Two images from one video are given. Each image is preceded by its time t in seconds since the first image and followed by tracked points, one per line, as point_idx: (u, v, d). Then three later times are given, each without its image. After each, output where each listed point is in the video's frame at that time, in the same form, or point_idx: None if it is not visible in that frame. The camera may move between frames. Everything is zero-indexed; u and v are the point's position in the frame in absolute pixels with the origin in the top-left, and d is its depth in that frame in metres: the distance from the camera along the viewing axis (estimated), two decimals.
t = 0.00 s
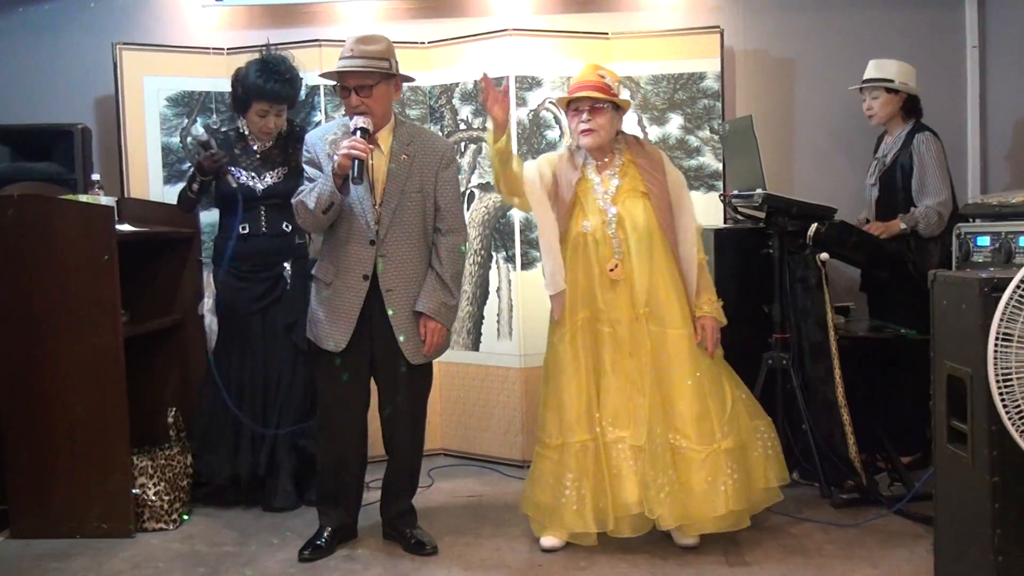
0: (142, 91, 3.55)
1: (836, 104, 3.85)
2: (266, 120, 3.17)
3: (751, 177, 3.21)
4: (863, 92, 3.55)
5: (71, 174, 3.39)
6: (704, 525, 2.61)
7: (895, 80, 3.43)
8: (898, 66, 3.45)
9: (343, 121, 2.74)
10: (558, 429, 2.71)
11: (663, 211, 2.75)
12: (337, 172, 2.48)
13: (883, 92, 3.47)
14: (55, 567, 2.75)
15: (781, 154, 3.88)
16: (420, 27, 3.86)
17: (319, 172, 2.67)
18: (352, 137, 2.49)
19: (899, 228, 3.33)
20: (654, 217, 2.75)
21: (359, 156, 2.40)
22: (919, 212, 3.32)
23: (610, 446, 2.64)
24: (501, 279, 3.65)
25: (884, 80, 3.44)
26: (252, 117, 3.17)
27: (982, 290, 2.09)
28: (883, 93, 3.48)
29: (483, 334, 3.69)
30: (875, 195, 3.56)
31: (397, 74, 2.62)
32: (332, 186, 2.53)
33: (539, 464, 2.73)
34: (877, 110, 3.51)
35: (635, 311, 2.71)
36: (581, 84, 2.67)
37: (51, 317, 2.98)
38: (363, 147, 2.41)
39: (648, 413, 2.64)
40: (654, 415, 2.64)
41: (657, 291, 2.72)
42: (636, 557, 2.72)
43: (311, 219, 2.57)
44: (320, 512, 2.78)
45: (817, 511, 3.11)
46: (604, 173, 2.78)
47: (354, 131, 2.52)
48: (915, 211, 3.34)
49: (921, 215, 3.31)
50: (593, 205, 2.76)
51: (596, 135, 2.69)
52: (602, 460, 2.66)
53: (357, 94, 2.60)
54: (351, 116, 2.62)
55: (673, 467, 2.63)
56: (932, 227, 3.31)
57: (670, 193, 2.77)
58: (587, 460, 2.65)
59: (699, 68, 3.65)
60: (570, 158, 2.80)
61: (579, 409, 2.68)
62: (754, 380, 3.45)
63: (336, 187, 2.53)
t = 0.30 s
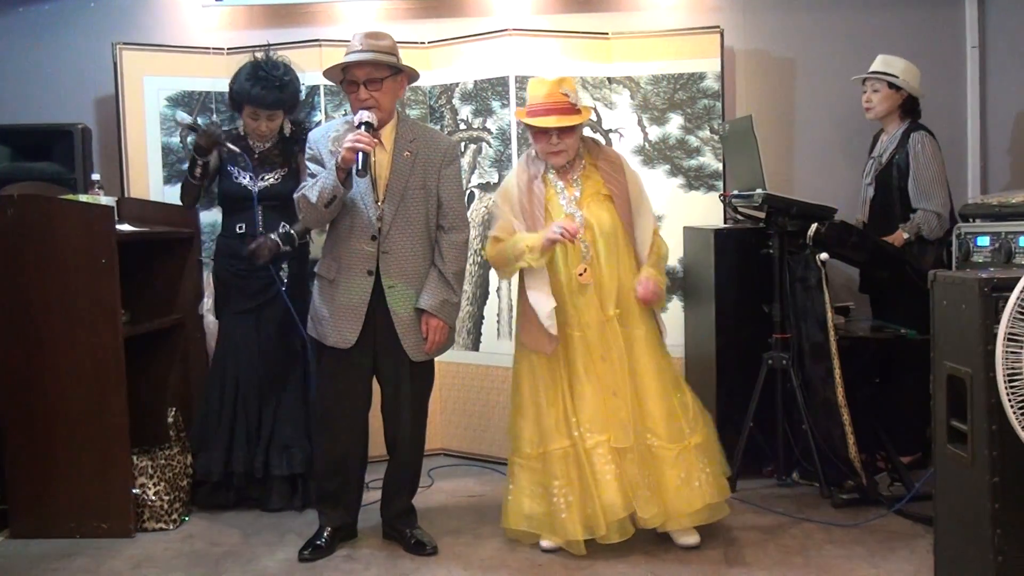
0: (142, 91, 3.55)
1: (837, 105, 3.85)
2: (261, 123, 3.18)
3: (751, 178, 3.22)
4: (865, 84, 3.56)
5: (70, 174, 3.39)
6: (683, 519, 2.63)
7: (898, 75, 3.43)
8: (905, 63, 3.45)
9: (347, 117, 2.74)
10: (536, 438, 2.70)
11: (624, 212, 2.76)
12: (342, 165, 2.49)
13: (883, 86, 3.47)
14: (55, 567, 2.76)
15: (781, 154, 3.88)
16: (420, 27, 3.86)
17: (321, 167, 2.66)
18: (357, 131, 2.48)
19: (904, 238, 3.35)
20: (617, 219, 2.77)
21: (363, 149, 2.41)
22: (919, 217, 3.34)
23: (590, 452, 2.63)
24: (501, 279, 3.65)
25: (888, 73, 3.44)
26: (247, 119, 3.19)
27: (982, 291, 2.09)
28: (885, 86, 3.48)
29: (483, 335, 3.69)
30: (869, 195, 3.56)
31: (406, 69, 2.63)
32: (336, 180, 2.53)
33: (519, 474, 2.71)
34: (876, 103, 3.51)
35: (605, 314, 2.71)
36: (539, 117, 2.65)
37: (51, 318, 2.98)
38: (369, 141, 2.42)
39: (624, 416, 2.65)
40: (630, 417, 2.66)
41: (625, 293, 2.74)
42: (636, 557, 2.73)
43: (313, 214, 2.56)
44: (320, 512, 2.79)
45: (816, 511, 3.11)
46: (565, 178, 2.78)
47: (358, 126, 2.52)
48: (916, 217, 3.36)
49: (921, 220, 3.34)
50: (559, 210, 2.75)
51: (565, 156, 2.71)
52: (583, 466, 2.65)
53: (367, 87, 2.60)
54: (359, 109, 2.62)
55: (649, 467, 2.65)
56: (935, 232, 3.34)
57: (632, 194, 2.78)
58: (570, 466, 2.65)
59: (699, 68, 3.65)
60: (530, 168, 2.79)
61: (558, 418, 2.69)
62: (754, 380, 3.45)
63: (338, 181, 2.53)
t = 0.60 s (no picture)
0: (143, 91, 3.56)
1: (837, 105, 3.85)
2: (241, 122, 3.17)
3: (751, 178, 3.22)
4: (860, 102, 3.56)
5: (70, 174, 3.39)
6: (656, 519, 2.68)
7: (889, 86, 3.45)
8: (893, 71, 3.46)
9: (349, 121, 2.74)
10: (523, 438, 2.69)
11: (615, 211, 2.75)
12: (349, 171, 2.49)
13: (880, 98, 3.48)
14: (55, 567, 2.76)
15: (782, 155, 3.88)
16: (421, 27, 3.86)
17: (326, 172, 2.65)
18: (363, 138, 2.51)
19: (907, 244, 3.35)
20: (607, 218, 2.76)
21: (373, 156, 2.45)
22: (921, 223, 3.33)
23: (576, 452, 2.62)
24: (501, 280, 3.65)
25: (879, 87, 3.46)
26: (230, 119, 3.17)
27: (982, 291, 2.09)
28: (880, 100, 3.49)
29: (483, 335, 3.70)
30: (876, 201, 3.56)
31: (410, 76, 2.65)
32: (344, 186, 2.53)
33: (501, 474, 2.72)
34: (876, 117, 3.51)
35: (597, 313, 2.70)
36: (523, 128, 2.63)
37: (51, 317, 2.98)
38: (377, 147, 2.45)
39: (610, 417, 2.66)
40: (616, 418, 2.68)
41: (617, 293, 2.74)
42: (636, 557, 2.73)
43: (320, 220, 2.55)
44: (320, 512, 2.79)
45: (816, 511, 3.11)
46: (553, 178, 2.76)
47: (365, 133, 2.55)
48: (917, 223, 3.35)
49: (923, 225, 3.32)
50: (550, 210, 2.71)
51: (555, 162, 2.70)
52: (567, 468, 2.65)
53: (376, 97, 2.60)
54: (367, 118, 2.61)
55: (629, 468, 2.68)
56: (937, 235, 3.32)
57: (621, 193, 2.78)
58: (557, 468, 2.64)
59: (699, 68, 3.65)
60: (516, 169, 2.75)
61: (546, 417, 2.67)
62: (754, 381, 3.45)
63: (347, 187, 2.54)
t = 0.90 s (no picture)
0: (143, 91, 3.55)
1: (838, 105, 3.85)
2: (233, 121, 3.16)
3: (751, 178, 3.22)
4: (863, 92, 3.56)
5: (71, 174, 3.39)
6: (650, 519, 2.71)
7: (894, 80, 3.44)
8: (898, 66, 3.45)
9: (348, 119, 2.74)
10: (519, 437, 2.69)
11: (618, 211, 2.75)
12: (355, 168, 2.48)
13: (881, 91, 3.48)
14: (55, 567, 2.76)
15: (782, 155, 3.88)
16: (421, 27, 3.86)
17: (326, 170, 2.65)
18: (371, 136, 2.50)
19: (906, 242, 3.35)
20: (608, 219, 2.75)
21: (381, 154, 2.42)
22: (920, 220, 3.33)
23: (574, 453, 2.63)
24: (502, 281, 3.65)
25: (883, 79, 3.45)
26: (220, 119, 3.16)
27: (982, 291, 2.09)
28: (882, 92, 3.49)
29: (484, 335, 3.70)
30: (874, 197, 3.57)
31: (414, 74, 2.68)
32: (349, 182, 2.52)
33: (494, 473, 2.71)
34: (876, 109, 3.51)
35: (596, 315, 2.71)
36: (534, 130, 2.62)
37: (52, 317, 2.98)
38: (385, 146, 2.42)
39: (613, 419, 2.67)
40: (619, 420, 2.67)
41: (615, 294, 2.74)
42: (635, 556, 2.73)
43: (323, 218, 2.55)
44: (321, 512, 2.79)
45: (816, 511, 3.11)
46: (556, 178, 2.75)
47: (373, 130, 2.54)
48: (916, 220, 3.35)
49: (923, 222, 3.33)
50: (551, 210, 2.69)
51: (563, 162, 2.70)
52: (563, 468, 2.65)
53: (386, 91, 2.60)
54: (375, 113, 2.61)
55: (630, 468, 2.69)
56: (937, 233, 3.33)
57: (625, 194, 2.77)
58: (552, 468, 2.64)
59: (699, 69, 3.65)
60: (517, 169, 2.74)
61: (544, 417, 2.67)
62: (754, 381, 3.45)
63: (351, 184, 2.52)
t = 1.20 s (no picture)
0: (143, 90, 3.56)
1: (838, 105, 3.85)
2: (236, 120, 3.15)
3: (751, 178, 3.22)
4: (867, 82, 3.56)
5: (70, 174, 3.39)
6: (648, 524, 2.70)
7: (902, 75, 3.44)
8: (910, 65, 3.46)
9: (349, 118, 2.74)
10: (514, 439, 2.70)
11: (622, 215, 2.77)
12: (365, 165, 2.48)
13: (887, 83, 3.48)
14: (54, 567, 2.76)
15: (782, 155, 3.88)
16: (421, 27, 3.86)
17: (329, 169, 2.65)
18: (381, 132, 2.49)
19: (906, 241, 3.34)
20: (610, 223, 2.77)
21: (391, 150, 2.42)
22: (919, 219, 3.33)
23: (571, 458, 2.63)
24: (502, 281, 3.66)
25: (891, 72, 3.45)
26: (224, 117, 3.12)
27: (982, 291, 2.09)
28: (886, 84, 3.48)
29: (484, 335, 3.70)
30: (870, 195, 3.56)
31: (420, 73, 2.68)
32: (357, 178, 2.51)
33: (489, 472, 2.74)
34: (877, 101, 3.50)
35: (594, 319, 2.70)
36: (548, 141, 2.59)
37: (52, 317, 2.98)
38: (394, 142, 2.42)
39: (612, 425, 2.66)
40: (618, 424, 2.67)
41: (615, 299, 2.74)
42: (635, 556, 2.73)
43: (329, 214, 2.54)
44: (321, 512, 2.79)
45: (816, 511, 3.11)
46: (559, 181, 2.75)
47: (381, 127, 2.53)
48: (916, 219, 3.35)
49: (922, 221, 3.33)
50: (552, 213, 2.70)
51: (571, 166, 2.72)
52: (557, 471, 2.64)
53: (393, 89, 2.60)
54: (384, 111, 2.59)
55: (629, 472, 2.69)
56: (934, 232, 3.33)
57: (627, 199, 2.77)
58: (547, 470, 2.64)
59: (699, 68, 3.65)
60: (519, 169, 2.74)
61: (540, 419, 2.67)
62: (754, 381, 3.45)
63: (359, 179, 2.51)
